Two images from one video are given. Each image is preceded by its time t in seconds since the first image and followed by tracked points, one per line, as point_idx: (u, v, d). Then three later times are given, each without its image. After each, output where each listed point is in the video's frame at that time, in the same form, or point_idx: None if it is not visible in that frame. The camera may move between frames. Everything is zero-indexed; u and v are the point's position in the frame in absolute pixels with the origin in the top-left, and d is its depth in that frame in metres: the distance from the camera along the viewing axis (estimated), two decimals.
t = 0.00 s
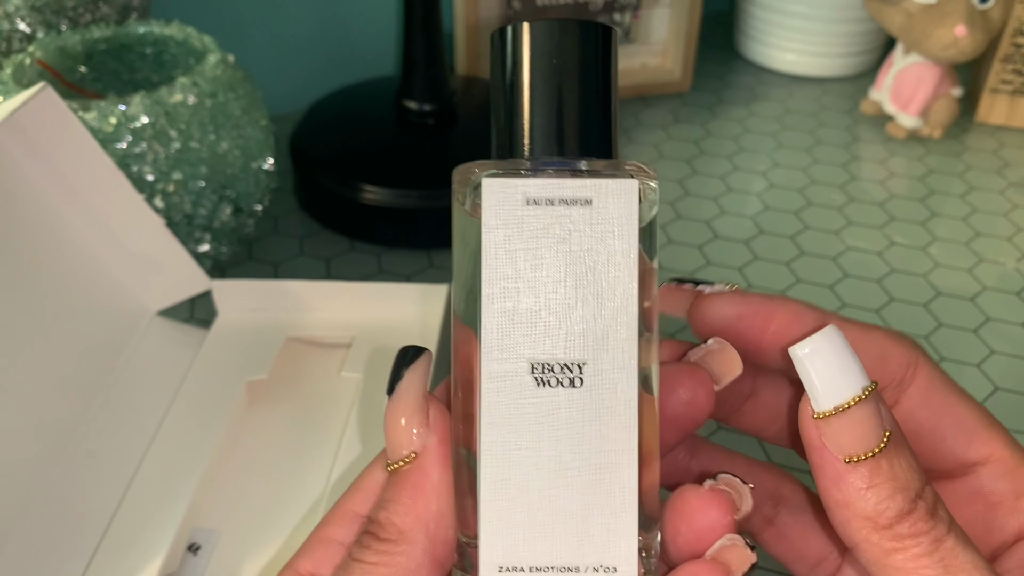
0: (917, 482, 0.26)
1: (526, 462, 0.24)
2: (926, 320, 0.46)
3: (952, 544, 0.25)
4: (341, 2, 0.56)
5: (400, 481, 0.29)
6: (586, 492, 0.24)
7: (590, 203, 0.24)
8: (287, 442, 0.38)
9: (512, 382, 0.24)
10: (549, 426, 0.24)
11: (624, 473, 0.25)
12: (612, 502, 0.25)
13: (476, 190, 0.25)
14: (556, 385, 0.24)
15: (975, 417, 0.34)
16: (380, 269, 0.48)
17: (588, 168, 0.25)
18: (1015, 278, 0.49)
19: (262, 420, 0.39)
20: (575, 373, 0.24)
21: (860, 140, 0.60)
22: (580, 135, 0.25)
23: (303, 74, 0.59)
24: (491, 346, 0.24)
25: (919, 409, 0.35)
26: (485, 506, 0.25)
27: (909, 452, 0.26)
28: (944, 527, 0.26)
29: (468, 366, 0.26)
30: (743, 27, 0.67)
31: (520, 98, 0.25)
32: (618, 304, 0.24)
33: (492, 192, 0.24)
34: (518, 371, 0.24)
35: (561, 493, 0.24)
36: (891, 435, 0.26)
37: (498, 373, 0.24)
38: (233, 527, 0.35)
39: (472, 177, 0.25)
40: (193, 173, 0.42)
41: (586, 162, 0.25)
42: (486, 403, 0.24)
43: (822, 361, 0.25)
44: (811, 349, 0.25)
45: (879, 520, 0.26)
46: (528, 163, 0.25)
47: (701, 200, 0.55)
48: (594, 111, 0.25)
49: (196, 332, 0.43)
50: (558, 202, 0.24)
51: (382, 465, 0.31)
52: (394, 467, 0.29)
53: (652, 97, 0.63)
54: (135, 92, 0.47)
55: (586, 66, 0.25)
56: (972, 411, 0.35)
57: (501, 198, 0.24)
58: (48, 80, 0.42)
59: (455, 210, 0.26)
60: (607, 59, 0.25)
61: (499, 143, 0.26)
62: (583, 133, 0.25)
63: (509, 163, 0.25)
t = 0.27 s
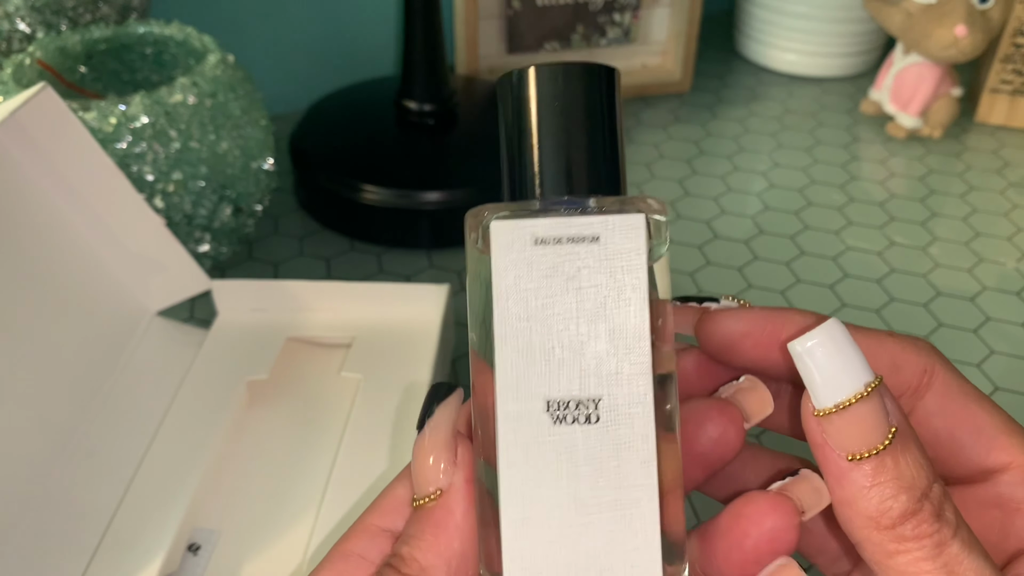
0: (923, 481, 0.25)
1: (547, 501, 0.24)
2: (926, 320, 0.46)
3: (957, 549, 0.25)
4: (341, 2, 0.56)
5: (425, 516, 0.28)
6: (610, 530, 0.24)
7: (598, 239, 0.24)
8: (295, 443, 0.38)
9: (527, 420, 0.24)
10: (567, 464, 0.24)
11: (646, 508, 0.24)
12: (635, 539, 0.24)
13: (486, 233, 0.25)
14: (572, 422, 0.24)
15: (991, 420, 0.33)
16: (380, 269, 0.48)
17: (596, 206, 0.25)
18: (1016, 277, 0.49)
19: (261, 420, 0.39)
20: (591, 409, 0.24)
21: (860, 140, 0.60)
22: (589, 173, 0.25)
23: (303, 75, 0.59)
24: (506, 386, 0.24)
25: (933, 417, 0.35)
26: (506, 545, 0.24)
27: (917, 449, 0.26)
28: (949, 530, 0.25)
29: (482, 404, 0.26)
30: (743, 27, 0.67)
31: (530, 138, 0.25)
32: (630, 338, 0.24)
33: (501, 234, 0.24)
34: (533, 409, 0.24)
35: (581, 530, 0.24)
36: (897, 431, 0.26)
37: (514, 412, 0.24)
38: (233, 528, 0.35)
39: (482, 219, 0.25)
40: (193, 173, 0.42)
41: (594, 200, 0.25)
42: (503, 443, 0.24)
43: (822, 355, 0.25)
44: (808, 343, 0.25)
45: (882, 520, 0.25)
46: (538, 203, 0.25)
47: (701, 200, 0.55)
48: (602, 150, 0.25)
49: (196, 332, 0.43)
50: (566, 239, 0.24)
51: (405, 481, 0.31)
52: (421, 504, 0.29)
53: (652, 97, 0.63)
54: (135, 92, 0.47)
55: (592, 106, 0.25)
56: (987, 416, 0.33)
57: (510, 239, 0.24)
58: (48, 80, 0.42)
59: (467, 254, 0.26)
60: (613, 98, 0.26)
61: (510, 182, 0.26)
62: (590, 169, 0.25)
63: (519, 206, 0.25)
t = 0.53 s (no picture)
0: (910, 489, 0.25)
1: (555, 508, 0.24)
2: (926, 320, 0.46)
3: (946, 561, 0.25)
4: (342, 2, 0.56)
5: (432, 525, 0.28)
6: (617, 538, 0.24)
7: (604, 257, 0.24)
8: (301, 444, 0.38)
9: (537, 429, 0.24)
10: (576, 472, 0.24)
11: (652, 518, 0.24)
12: (642, 546, 0.24)
13: (496, 254, 0.25)
14: (581, 431, 0.24)
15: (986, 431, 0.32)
16: (380, 269, 0.48)
17: (601, 228, 0.25)
18: (1016, 277, 0.49)
19: (262, 420, 0.39)
20: (599, 419, 0.24)
21: (860, 140, 0.60)
22: (592, 196, 0.25)
23: (303, 75, 0.59)
24: (517, 396, 0.24)
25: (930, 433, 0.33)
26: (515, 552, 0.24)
27: (903, 458, 0.25)
28: (938, 543, 0.25)
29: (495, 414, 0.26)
30: (744, 27, 0.67)
31: (535, 160, 0.25)
32: (637, 352, 0.24)
33: (511, 252, 0.24)
34: (542, 419, 0.24)
35: (590, 537, 0.24)
36: (878, 441, 0.25)
37: (524, 421, 0.24)
38: (233, 528, 0.35)
39: (491, 242, 0.25)
40: (193, 173, 0.42)
41: (599, 222, 0.25)
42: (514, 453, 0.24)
43: (792, 366, 0.25)
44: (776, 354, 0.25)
45: (869, 533, 0.25)
46: (545, 225, 0.25)
47: (701, 200, 0.55)
48: (606, 174, 0.25)
49: (195, 332, 0.43)
50: (574, 257, 0.24)
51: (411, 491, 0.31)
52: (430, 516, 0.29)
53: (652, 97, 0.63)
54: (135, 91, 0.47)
55: (596, 130, 0.25)
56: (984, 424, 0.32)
57: (520, 257, 0.24)
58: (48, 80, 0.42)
59: (479, 273, 0.26)
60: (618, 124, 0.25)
61: (515, 208, 0.26)
62: (594, 191, 0.25)
63: (526, 226, 0.25)
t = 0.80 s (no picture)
0: (848, 557, 0.24)
1: (645, 528, 0.21)
2: (926, 320, 0.46)
3: None
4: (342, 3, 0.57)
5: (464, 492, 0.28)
6: (685, 554, 0.22)
7: (652, 268, 0.24)
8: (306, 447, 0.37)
9: (631, 441, 0.21)
10: (658, 487, 0.22)
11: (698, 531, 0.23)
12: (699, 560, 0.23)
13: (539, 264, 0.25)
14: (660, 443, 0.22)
15: (930, 444, 0.29)
16: (380, 269, 0.48)
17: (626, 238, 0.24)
18: (1016, 277, 0.49)
19: (262, 420, 0.39)
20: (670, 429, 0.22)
21: (860, 140, 0.60)
22: (604, 210, 0.24)
23: (303, 76, 0.59)
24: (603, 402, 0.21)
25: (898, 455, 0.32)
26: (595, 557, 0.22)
27: (838, 524, 0.25)
28: None
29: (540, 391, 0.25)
30: (744, 27, 0.67)
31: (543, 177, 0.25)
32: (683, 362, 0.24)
33: (590, 255, 0.22)
34: (632, 430, 0.21)
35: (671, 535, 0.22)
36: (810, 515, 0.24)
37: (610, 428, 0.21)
38: (234, 528, 0.35)
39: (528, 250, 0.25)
40: (193, 173, 0.42)
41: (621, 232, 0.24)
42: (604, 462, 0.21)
43: (706, 460, 0.21)
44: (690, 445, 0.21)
45: None
46: (559, 234, 0.24)
47: (701, 200, 0.55)
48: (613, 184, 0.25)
49: (195, 332, 0.43)
50: (633, 266, 0.23)
51: (390, 492, 0.30)
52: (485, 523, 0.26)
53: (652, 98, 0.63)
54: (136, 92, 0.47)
55: (603, 144, 0.25)
56: (935, 437, 0.29)
57: (597, 260, 0.22)
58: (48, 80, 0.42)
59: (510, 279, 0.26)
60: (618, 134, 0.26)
61: (526, 223, 0.26)
62: (604, 201, 0.25)
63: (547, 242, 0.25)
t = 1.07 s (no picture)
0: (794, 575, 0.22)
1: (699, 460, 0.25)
2: (925, 320, 0.46)
3: None
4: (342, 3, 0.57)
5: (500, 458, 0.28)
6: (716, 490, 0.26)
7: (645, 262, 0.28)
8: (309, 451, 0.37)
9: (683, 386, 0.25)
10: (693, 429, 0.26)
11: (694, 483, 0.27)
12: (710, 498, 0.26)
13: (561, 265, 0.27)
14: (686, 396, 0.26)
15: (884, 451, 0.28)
16: (380, 268, 0.48)
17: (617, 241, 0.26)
18: (1015, 277, 0.49)
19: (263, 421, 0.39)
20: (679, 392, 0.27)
21: (859, 140, 0.60)
22: (597, 216, 0.25)
23: (304, 76, 0.59)
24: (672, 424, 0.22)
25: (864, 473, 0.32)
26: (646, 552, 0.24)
27: (780, 543, 0.23)
28: None
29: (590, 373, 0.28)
30: (743, 28, 0.68)
31: (540, 175, 0.25)
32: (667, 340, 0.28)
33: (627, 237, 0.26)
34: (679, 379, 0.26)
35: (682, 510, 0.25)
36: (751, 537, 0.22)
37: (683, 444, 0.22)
38: (235, 528, 0.35)
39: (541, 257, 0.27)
40: (194, 174, 0.43)
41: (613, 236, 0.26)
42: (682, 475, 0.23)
43: (651, 480, 0.21)
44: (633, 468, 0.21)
45: None
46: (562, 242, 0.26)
47: (701, 200, 0.55)
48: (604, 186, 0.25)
49: (195, 333, 0.43)
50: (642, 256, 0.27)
51: (393, 485, 0.28)
52: (569, 527, 0.25)
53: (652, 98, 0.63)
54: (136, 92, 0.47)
55: (592, 149, 0.25)
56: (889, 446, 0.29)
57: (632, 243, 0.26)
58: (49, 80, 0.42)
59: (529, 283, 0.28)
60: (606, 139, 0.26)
61: (522, 230, 0.26)
62: (598, 210, 0.25)
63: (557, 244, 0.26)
